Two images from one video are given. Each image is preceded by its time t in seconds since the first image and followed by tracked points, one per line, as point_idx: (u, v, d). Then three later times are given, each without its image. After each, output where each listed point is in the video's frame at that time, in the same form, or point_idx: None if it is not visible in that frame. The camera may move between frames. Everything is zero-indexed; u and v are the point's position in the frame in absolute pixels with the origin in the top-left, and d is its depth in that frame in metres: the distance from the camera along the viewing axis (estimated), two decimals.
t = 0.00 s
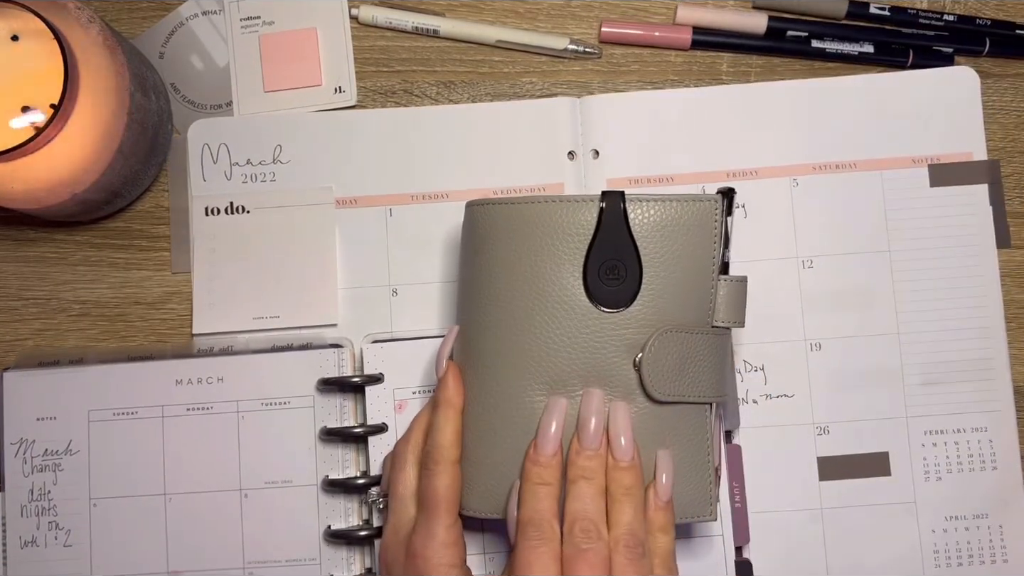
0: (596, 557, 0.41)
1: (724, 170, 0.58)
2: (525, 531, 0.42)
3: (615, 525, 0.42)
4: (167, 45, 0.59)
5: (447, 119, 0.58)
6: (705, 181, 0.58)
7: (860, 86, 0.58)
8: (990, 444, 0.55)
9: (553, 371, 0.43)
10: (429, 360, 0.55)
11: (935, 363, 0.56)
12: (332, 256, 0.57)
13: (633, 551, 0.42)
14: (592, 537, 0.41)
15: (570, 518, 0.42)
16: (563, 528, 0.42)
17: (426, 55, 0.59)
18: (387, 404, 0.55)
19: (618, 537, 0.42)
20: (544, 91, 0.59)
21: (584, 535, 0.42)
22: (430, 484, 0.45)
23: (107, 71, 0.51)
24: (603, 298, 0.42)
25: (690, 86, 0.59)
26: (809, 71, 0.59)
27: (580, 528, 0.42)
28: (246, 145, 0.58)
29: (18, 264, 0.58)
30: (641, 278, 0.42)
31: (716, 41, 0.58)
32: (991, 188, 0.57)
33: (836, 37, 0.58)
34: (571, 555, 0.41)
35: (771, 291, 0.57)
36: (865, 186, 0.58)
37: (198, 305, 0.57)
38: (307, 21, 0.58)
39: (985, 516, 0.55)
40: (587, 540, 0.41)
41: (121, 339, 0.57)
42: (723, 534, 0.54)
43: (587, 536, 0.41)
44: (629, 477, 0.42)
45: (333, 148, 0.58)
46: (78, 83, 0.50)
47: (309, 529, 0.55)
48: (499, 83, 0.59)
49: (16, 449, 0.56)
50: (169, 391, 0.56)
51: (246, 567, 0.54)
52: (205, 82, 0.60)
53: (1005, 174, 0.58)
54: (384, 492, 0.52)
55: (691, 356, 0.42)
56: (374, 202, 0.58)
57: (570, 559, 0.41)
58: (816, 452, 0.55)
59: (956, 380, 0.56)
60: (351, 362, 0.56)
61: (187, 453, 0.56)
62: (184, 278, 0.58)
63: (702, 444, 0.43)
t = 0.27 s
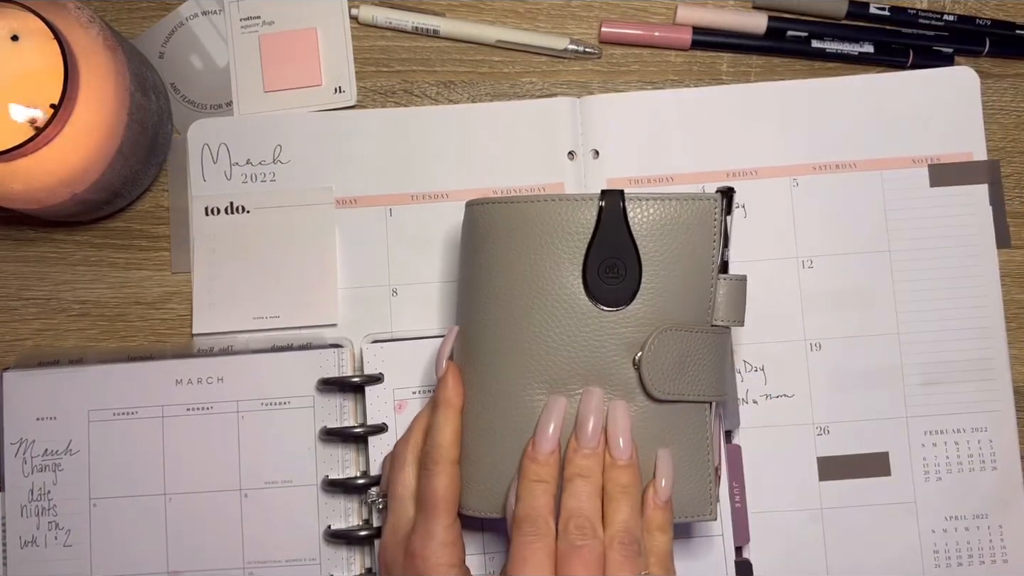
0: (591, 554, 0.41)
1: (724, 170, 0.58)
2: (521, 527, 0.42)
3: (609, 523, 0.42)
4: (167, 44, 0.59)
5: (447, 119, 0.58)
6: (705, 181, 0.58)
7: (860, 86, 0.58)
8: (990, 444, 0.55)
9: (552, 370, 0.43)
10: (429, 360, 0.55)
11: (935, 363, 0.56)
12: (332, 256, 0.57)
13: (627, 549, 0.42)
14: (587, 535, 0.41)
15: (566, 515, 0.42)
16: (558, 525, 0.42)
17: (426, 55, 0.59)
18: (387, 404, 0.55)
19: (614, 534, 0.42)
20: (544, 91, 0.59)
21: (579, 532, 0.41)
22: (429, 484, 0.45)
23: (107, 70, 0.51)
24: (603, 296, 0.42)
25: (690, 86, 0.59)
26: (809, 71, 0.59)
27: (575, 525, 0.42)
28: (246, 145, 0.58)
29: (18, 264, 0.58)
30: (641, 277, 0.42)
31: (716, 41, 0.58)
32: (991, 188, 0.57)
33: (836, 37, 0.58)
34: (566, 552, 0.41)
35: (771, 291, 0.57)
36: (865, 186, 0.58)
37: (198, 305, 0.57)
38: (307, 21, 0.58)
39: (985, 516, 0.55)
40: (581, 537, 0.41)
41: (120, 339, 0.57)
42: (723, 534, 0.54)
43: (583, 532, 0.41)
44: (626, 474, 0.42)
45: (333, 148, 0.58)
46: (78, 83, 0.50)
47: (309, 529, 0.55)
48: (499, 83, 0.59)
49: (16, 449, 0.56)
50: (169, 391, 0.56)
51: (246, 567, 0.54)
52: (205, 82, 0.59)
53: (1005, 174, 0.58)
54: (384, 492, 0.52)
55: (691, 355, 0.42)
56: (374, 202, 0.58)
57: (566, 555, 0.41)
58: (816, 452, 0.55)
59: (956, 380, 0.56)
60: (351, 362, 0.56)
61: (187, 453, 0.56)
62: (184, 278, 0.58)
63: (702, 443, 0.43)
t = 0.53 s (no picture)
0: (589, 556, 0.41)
1: (724, 170, 0.58)
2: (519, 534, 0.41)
3: (609, 526, 0.42)
4: (167, 44, 0.59)
5: (447, 119, 0.58)
6: (705, 181, 0.58)
7: (860, 86, 0.58)
8: (990, 444, 0.55)
9: (552, 369, 0.43)
10: (429, 360, 0.55)
11: (935, 363, 0.56)
12: (332, 256, 0.57)
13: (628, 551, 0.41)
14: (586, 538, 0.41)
15: (563, 519, 0.41)
16: (555, 528, 0.42)
17: (426, 55, 0.59)
18: (387, 404, 0.55)
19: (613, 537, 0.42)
20: (544, 91, 0.59)
21: (576, 534, 0.41)
22: (428, 485, 0.45)
23: (107, 70, 0.51)
24: (602, 294, 0.42)
25: (690, 86, 0.59)
26: (809, 71, 0.59)
27: (572, 528, 0.41)
28: (246, 145, 0.58)
29: (18, 264, 0.58)
30: (640, 275, 0.42)
31: (716, 41, 0.58)
32: (991, 188, 0.57)
33: (836, 37, 0.58)
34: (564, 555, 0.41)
35: (771, 292, 0.57)
36: (865, 186, 0.58)
37: (198, 305, 0.57)
38: (307, 21, 0.58)
39: (985, 516, 0.55)
40: (580, 541, 0.41)
41: (121, 339, 0.57)
42: (723, 534, 0.54)
43: (581, 536, 0.41)
44: (625, 476, 0.42)
45: (333, 148, 0.58)
46: (78, 83, 0.50)
47: (309, 529, 0.55)
48: (499, 83, 0.59)
49: (16, 450, 0.56)
50: (169, 391, 0.56)
51: (246, 567, 0.54)
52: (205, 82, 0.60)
53: (1005, 174, 0.58)
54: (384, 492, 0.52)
55: (691, 353, 0.42)
56: (374, 202, 0.58)
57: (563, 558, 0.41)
58: (816, 452, 0.55)
59: (956, 380, 0.56)
60: (351, 362, 0.56)
61: (187, 453, 0.56)
62: (184, 278, 0.58)
63: (701, 442, 0.43)
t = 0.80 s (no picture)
0: None
1: (724, 170, 0.58)
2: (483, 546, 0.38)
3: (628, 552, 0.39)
4: (166, 44, 0.59)
5: (447, 119, 0.58)
6: (705, 181, 0.58)
7: (861, 86, 0.58)
8: (990, 444, 0.55)
9: (552, 368, 0.42)
10: (429, 360, 0.55)
11: (935, 363, 0.56)
12: (332, 256, 0.57)
13: None
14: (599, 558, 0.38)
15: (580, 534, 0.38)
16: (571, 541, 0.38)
17: (426, 55, 0.59)
18: (387, 404, 0.55)
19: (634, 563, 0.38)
20: (544, 91, 0.59)
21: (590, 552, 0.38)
22: (427, 485, 0.45)
23: (107, 70, 0.51)
24: (602, 293, 0.42)
25: (690, 86, 0.59)
26: (809, 71, 0.59)
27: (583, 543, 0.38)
28: (246, 145, 0.58)
29: (18, 264, 0.58)
30: (640, 274, 0.42)
31: (716, 41, 0.58)
32: (991, 188, 0.57)
33: (836, 37, 0.58)
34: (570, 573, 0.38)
35: (771, 292, 0.57)
36: (865, 186, 0.58)
37: (198, 305, 0.57)
38: (307, 21, 0.58)
39: (985, 516, 0.55)
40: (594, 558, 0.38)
41: (120, 339, 0.57)
42: (722, 534, 0.54)
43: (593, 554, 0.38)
44: (655, 495, 0.39)
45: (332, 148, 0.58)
46: (78, 83, 0.50)
47: (309, 529, 0.55)
48: (499, 82, 0.59)
49: (16, 449, 0.56)
50: (169, 391, 0.56)
51: (246, 568, 0.54)
52: (205, 82, 0.60)
53: (1005, 174, 0.58)
54: (384, 493, 0.52)
55: (690, 352, 0.42)
56: (374, 202, 0.58)
57: None
58: (816, 452, 0.55)
59: (956, 380, 0.56)
60: (350, 362, 0.56)
61: (187, 453, 0.56)
62: (184, 278, 0.58)
63: (701, 441, 0.43)
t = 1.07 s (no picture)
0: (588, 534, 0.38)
1: (724, 170, 0.58)
2: (485, 492, 0.39)
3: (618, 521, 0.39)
4: (166, 44, 0.59)
5: (447, 119, 0.58)
6: (705, 181, 0.58)
7: (860, 86, 0.58)
8: (990, 445, 0.55)
9: (551, 366, 0.42)
10: (429, 360, 0.55)
11: (935, 364, 0.56)
12: (332, 256, 0.57)
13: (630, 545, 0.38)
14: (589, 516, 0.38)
15: (570, 481, 0.39)
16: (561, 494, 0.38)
17: (426, 55, 0.59)
18: (387, 404, 0.55)
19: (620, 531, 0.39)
20: (544, 91, 0.59)
21: (582, 507, 0.38)
22: (425, 485, 0.45)
23: (108, 70, 0.51)
24: (602, 291, 0.42)
25: (690, 86, 0.59)
26: (809, 71, 0.59)
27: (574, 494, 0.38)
28: (246, 145, 0.58)
29: (18, 264, 0.58)
30: (639, 272, 0.42)
31: (716, 41, 0.58)
32: (991, 188, 0.57)
33: (836, 37, 0.58)
34: (560, 525, 0.38)
35: (771, 292, 0.57)
36: (865, 186, 0.58)
37: (198, 305, 0.57)
38: (307, 21, 0.58)
39: (985, 516, 0.55)
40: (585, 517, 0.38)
41: (120, 339, 0.57)
42: (723, 534, 0.54)
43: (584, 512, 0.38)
44: (645, 467, 0.40)
45: (332, 148, 0.58)
46: (78, 83, 0.49)
47: (309, 529, 0.55)
48: (499, 83, 0.59)
49: (16, 449, 0.55)
50: (169, 391, 0.56)
51: (246, 568, 0.54)
52: (205, 82, 0.60)
53: (1005, 174, 0.58)
54: (384, 493, 0.52)
55: (690, 350, 0.42)
56: (374, 201, 0.58)
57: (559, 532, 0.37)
58: (816, 452, 0.55)
59: (957, 381, 0.56)
60: (351, 362, 0.56)
61: (187, 453, 0.56)
62: (184, 278, 0.58)
63: (701, 439, 0.43)
